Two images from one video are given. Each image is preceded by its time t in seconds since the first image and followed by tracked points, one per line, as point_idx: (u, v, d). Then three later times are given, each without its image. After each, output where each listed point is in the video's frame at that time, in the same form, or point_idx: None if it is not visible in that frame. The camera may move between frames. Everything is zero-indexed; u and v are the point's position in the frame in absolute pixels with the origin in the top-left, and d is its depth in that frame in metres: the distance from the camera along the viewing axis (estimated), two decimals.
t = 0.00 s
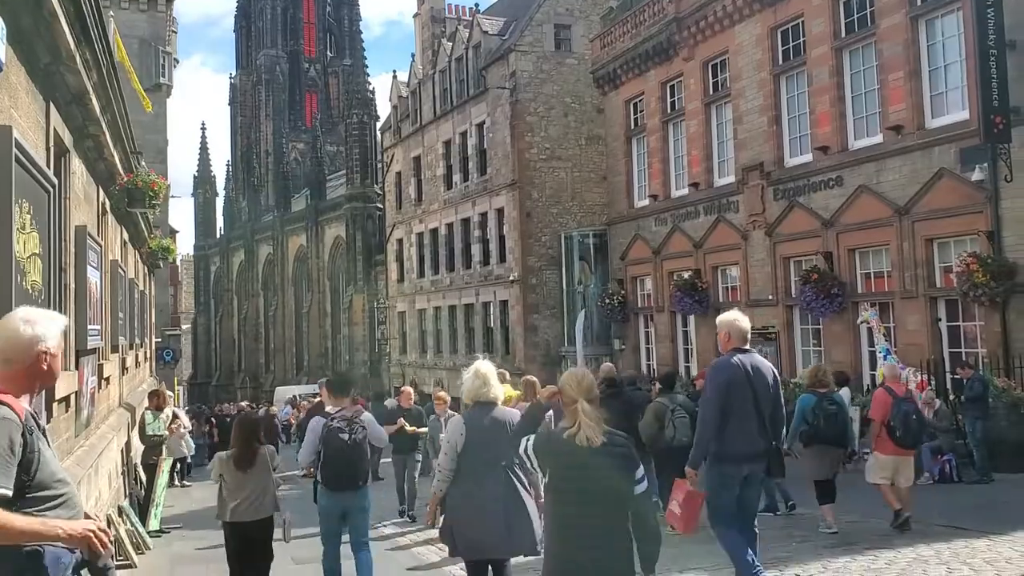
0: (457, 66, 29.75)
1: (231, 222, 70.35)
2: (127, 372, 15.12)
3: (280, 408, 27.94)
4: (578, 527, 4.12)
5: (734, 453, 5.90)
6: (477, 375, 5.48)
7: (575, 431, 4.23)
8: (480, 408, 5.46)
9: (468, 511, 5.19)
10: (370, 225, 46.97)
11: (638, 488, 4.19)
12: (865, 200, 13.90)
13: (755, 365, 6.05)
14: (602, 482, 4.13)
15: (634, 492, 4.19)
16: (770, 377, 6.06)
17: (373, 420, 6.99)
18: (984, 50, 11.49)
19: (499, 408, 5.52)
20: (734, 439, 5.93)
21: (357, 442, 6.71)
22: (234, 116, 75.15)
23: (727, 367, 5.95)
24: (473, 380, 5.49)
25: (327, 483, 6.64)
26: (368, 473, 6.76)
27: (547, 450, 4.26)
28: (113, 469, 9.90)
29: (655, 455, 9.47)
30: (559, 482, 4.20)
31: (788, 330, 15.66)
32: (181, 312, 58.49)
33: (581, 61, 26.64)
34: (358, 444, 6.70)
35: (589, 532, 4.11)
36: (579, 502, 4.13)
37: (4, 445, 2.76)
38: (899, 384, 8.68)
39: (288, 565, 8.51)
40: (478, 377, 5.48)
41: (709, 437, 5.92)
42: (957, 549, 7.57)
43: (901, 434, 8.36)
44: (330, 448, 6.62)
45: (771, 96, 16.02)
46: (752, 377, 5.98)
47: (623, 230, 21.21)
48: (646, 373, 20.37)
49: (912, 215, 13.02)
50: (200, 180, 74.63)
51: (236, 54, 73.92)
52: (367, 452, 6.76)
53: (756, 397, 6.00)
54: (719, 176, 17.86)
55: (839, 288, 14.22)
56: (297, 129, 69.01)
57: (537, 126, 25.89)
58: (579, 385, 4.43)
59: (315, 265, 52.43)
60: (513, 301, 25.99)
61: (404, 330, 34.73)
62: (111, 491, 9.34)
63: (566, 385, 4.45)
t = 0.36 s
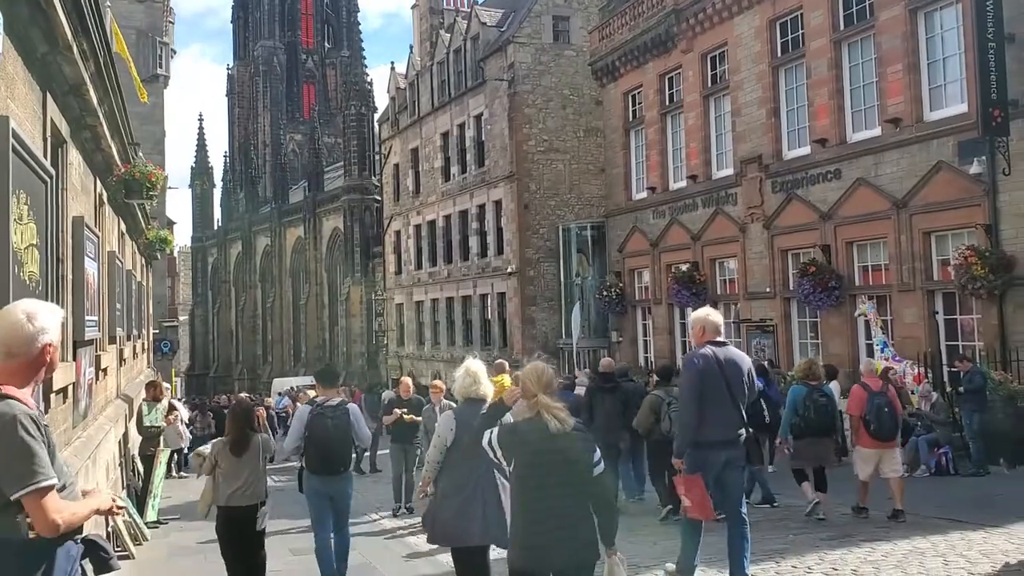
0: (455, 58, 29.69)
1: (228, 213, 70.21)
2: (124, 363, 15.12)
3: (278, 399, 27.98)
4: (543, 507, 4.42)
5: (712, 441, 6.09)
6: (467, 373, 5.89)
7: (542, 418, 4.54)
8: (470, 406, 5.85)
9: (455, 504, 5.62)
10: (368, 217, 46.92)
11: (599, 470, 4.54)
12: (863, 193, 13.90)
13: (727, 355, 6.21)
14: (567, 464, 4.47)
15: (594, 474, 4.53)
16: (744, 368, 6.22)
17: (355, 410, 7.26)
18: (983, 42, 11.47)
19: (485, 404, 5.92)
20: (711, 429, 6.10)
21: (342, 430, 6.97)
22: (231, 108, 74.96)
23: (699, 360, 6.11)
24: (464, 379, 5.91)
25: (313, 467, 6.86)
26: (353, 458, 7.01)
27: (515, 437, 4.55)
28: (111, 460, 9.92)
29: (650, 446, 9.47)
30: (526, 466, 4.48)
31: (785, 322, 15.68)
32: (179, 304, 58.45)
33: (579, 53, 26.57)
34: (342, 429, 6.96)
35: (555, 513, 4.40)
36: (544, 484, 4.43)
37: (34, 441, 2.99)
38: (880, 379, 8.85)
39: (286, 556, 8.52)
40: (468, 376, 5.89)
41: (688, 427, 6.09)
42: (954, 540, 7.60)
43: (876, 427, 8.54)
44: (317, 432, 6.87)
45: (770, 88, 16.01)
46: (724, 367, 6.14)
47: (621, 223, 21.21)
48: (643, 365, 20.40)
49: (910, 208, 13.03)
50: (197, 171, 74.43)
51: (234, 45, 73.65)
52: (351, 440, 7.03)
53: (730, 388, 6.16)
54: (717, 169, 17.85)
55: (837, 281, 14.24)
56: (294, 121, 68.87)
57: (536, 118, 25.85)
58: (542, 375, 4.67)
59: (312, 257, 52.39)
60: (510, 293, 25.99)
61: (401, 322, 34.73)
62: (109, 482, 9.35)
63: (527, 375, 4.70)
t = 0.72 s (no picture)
0: (454, 52, 29.64)
1: (226, 206, 70.09)
2: (122, 356, 15.10)
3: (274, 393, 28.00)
4: (488, 502, 4.72)
5: (676, 434, 6.51)
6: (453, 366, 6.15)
7: (488, 417, 4.73)
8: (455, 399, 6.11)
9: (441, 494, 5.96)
10: (366, 212, 46.88)
11: (544, 458, 4.83)
12: (860, 189, 13.92)
13: (687, 353, 6.66)
14: (510, 461, 4.72)
15: (538, 465, 4.81)
16: (704, 364, 6.67)
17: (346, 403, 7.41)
18: (981, 39, 11.47)
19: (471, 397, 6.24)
20: (674, 422, 6.53)
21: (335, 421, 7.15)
22: (229, 102, 74.81)
23: (659, 357, 6.58)
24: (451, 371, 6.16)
25: (303, 459, 6.98)
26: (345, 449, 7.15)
27: (462, 435, 4.77)
28: (108, 453, 9.91)
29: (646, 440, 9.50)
30: (472, 463, 4.74)
31: (782, 318, 15.70)
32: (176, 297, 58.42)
33: (578, 48, 26.53)
34: (333, 422, 7.09)
35: (500, 506, 4.72)
36: (490, 481, 4.72)
37: (46, 433, 3.02)
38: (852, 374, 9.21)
39: (282, 549, 8.53)
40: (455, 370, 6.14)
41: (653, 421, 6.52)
42: (949, 536, 7.62)
43: (849, 421, 8.87)
44: (311, 425, 7.01)
45: (768, 84, 16.00)
46: (683, 363, 6.60)
47: (618, 218, 21.21)
48: (641, 361, 20.42)
49: (907, 204, 13.05)
50: (196, 165, 74.29)
51: (232, 39, 73.45)
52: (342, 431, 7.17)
53: (690, 384, 6.60)
54: (715, 165, 17.85)
55: (834, 277, 14.26)
56: (292, 114, 68.71)
57: (534, 112, 25.83)
58: (490, 373, 4.82)
59: (310, 251, 52.38)
60: (509, 288, 25.99)
61: (399, 317, 34.73)
62: (106, 475, 9.35)
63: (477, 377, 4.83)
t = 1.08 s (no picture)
0: (449, 46, 29.59)
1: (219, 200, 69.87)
2: (113, 349, 15.05)
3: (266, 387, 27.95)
4: (448, 498, 4.84)
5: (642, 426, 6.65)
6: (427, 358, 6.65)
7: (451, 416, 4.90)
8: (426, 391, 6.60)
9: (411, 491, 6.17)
10: (359, 206, 46.78)
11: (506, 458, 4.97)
12: (853, 187, 13.95)
13: (660, 350, 6.82)
14: (470, 457, 4.85)
15: (497, 467, 4.92)
16: (675, 360, 6.85)
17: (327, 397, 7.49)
18: (975, 37, 11.48)
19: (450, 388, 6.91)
20: (641, 414, 6.69)
21: (313, 415, 7.15)
22: (223, 95, 74.51)
23: (634, 351, 6.72)
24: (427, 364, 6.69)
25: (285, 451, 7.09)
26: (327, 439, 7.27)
27: (430, 434, 4.91)
28: (98, 446, 9.88)
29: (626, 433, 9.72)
30: (434, 461, 4.87)
31: (774, 315, 15.74)
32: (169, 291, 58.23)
33: (573, 43, 26.50)
34: (315, 418, 7.14)
35: (460, 501, 4.84)
36: (450, 476, 4.84)
37: (46, 422, 3.02)
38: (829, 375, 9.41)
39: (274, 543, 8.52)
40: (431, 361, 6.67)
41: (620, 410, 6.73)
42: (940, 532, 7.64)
43: (830, 420, 9.06)
44: (291, 422, 7.07)
45: (763, 81, 16.02)
46: (656, 358, 6.76)
47: (612, 214, 21.23)
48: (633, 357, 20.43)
49: (900, 202, 13.09)
50: (189, 157, 73.95)
51: (226, 32, 73.16)
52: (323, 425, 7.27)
53: (661, 380, 6.77)
54: (709, 162, 17.87)
55: (827, 274, 14.30)
56: (286, 108, 68.48)
57: (529, 108, 25.79)
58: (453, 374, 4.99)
59: (303, 246, 52.28)
60: (502, 283, 25.99)
61: (392, 312, 34.70)
62: (97, 468, 9.32)
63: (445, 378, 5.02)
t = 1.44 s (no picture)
0: (438, 38, 29.49)
1: (207, 191, 69.48)
2: (99, 340, 14.96)
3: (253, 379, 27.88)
4: (418, 476, 5.07)
5: (609, 419, 6.91)
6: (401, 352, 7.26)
7: (427, 400, 5.14)
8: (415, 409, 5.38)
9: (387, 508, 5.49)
10: (347, 197, 46.62)
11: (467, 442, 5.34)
12: (841, 181, 14.00)
13: (630, 346, 7.09)
14: (445, 441, 5.13)
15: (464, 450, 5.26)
16: (642, 356, 7.12)
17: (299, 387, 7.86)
18: (963, 31, 11.52)
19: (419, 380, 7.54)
20: (610, 408, 6.94)
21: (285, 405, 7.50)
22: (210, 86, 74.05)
23: (607, 347, 6.95)
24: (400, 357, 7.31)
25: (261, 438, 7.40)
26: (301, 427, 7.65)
27: (401, 415, 5.13)
28: (84, 437, 9.83)
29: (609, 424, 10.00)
30: (409, 441, 5.08)
31: (761, 309, 15.81)
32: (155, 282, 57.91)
33: (562, 35, 26.44)
34: (287, 405, 7.49)
35: (432, 480, 5.08)
36: (422, 457, 5.08)
37: (42, 407, 3.12)
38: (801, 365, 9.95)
39: (260, 535, 8.50)
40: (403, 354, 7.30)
41: (588, 405, 6.93)
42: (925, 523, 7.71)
43: (804, 407, 9.55)
44: (265, 411, 7.42)
45: (751, 75, 16.05)
46: (625, 354, 7.03)
47: (601, 207, 21.25)
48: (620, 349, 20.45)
49: (887, 196, 13.15)
50: (175, 148, 73.46)
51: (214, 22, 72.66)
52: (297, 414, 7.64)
53: (629, 376, 7.03)
54: (697, 155, 17.90)
55: (814, 268, 14.36)
56: (274, 99, 68.09)
57: (518, 100, 25.74)
58: (426, 361, 5.27)
59: (290, 237, 52.08)
60: (490, 276, 25.97)
61: (380, 304, 34.63)
62: (82, 459, 9.27)
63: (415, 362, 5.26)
